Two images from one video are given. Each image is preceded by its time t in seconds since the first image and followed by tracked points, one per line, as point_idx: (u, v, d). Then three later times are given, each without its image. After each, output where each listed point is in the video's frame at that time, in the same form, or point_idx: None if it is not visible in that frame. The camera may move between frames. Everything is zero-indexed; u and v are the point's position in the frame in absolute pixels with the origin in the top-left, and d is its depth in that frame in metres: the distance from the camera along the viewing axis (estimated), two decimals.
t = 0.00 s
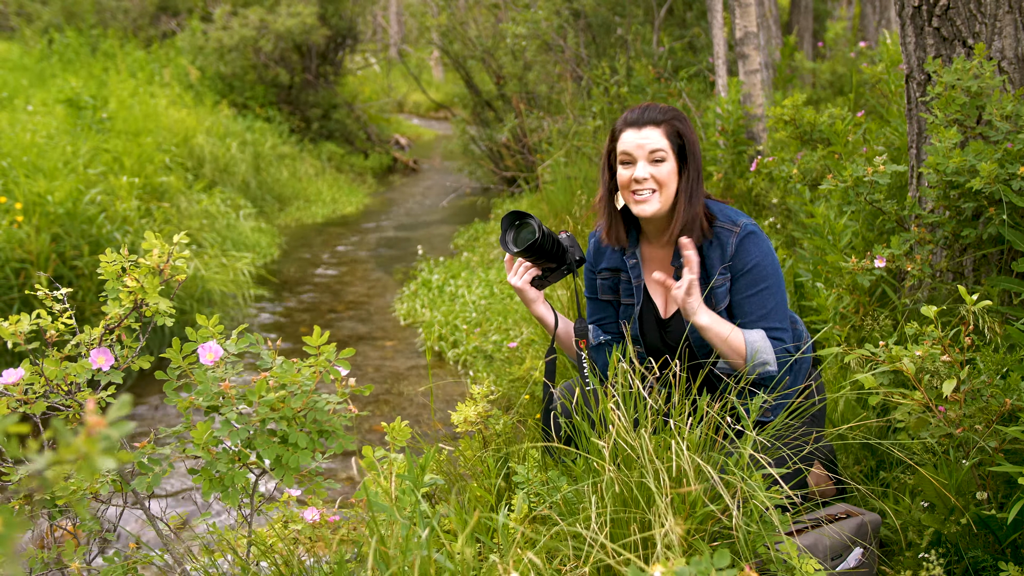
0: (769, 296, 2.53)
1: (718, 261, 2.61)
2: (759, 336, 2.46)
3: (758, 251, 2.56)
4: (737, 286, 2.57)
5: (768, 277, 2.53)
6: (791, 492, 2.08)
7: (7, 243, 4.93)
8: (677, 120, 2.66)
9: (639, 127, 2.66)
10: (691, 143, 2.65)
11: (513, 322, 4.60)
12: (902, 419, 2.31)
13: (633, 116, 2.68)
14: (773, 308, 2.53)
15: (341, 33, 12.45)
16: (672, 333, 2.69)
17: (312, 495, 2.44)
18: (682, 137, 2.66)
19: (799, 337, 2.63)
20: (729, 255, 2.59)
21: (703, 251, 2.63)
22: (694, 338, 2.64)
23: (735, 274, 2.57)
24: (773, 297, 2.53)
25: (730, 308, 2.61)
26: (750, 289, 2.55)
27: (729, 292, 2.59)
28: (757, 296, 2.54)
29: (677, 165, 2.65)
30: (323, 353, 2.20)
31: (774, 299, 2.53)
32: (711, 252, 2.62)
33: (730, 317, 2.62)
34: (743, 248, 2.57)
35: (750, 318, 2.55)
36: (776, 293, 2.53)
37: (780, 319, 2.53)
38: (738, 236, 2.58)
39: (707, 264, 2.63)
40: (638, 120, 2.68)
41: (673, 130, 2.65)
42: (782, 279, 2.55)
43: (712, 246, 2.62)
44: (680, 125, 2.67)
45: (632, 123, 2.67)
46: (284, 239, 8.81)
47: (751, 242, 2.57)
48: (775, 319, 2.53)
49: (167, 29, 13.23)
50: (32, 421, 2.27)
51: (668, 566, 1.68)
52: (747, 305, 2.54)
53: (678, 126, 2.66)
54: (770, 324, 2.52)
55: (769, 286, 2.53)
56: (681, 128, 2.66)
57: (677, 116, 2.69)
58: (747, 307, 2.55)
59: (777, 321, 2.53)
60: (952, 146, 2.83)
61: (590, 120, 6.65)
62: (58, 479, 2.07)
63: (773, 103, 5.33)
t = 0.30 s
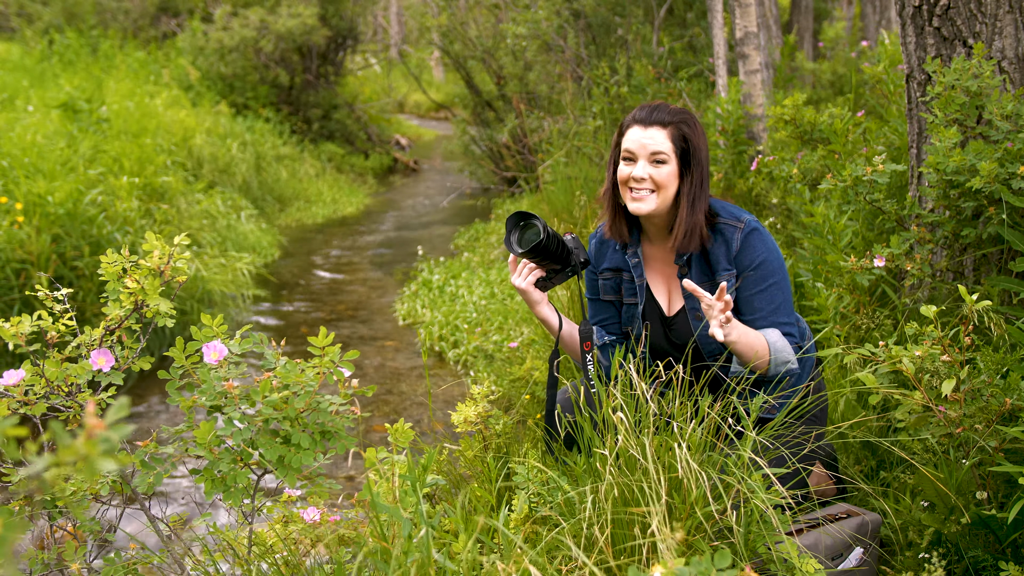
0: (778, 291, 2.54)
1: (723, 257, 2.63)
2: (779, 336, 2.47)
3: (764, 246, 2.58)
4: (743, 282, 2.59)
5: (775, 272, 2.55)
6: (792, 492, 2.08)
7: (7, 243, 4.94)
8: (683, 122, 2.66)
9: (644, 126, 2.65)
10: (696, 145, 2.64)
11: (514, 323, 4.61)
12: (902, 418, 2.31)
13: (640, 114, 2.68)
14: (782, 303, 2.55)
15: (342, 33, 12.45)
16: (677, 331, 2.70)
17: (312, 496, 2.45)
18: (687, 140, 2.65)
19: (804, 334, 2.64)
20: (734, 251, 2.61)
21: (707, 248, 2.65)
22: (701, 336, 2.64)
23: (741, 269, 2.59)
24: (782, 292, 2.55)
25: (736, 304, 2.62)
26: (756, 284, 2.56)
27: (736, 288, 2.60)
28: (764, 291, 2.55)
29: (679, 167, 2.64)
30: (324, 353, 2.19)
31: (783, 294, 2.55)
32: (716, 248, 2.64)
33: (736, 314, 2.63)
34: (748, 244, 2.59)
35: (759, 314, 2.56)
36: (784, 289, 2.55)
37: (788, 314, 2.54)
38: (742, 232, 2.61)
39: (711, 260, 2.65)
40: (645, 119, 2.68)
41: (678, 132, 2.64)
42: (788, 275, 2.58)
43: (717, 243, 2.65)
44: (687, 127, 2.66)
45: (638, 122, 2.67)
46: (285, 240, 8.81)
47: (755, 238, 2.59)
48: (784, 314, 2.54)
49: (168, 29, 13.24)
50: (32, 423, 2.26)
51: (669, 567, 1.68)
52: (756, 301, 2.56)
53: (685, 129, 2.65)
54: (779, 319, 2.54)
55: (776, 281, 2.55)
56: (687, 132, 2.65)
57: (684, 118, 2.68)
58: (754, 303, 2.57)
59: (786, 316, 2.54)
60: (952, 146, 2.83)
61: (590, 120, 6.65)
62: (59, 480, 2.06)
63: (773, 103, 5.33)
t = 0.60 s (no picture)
0: (778, 294, 2.54)
1: (724, 259, 2.64)
2: (777, 341, 2.48)
3: (764, 249, 2.58)
4: (744, 284, 2.59)
5: (776, 275, 2.55)
6: (792, 492, 2.08)
7: (8, 244, 4.94)
8: (686, 124, 2.64)
9: (648, 129, 2.64)
10: (699, 147, 2.64)
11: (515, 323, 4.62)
12: (902, 418, 2.31)
13: (643, 116, 2.67)
14: (782, 306, 2.54)
15: (342, 34, 12.46)
16: (678, 333, 2.70)
17: (312, 497, 2.45)
18: (690, 140, 2.64)
19: (804, 336, 2.64)
20: (735, 253, 2.61)
21: (709, 250, 2.65)
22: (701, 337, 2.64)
23: (742, 272, 2.60)
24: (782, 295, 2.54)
25: (737, 306, 2.62)
26: (758, 287, 2.56)
27: (736, 290, 2.61)
28: (765, 294, 2.55)
29: (683, 169, 2.64)
30: (322, 354, 2.19)
31: (783, 296, 2.55)
32: (717, 250, 2.64)
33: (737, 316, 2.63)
34: (749, 246, 2.59)
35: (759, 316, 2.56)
36: (785, 291, 2.55)
37: (789, 316, 2.54)
38: (743, 234, 2.61)
39: (712, 262, 2.66)
40: (648, 121, 2.66)
41: (681, 134, 2.63)
42: (789, 277, 2.57)
43: (718, 244, 2.65)
44: (690, 129, 2.65)
45: (641, 124, 2.66)
46: (286, 240, 8.82)
47: (756, 240, 2.59)
48: (785, 316, 2.54)
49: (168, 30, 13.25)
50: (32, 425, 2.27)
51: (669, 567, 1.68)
52: (756, 303, 2.56)
53: (688, 129, 2.63)
54: (780, 321, 2.54)
55: (777, 283, 2.55)
56: (690, 132, 2.64)
57: (687, 118, 2.67)
58: (755, 305, 2.57)
59: (786, 318, 2.54)
60: (951, 146, 2.83)
61: (591, 120, 6.66)
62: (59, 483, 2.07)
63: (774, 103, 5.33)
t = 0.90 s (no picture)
0: (779, 294, 2.54)
1: (725, 258, 2.64)
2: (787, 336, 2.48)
3: (766, 248, 2.58)
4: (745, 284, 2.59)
5: (777, 274, 2.55)
6: (791, 493, 2.08)
7: (7, 246, 4.94)
8: (700, 118, 2.68)
9: (664, 118, 2.66)
10: (710, 141, 2.67)
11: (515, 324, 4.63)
12: (901, 419, 2.31)
13: (658, 106, 2.69)
14: (783, 305, 2.54)
15: (342, 36, 12.47)
16: (677, 333, 2.71)
17: (313, 497, 2.44)
18: (702, 136, 2.68)
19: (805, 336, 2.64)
20: (737, 253, 2.61)
21: (710, 248, 2.66)
22: (702, 337, 2.65)
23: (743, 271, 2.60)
24: (783, 295, 2.54)
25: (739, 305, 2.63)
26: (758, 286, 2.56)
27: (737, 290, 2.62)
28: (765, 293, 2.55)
29: (693, 162, 2.66)
30: (322, 353, 2.19)
31: (783, 296, 2.54)
32: (718, 249, 2.65)
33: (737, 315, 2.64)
34: (750, 246, 2.59)
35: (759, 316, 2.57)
36: (785, 291, 2.55)
37: (789, 316, 2.54)
38: (745, 234, 2.61)
39: (713, 261, 2.66)
40: (663, 111, 2.69)
41: (694, 126, 2.66)
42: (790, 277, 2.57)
43: (719, 243, 2.66)
44: (702, 123, 2.69)
45: (657, 113, 2.68)
46: (286, 242, 8.82)
47: (757, 239, 2.59)
48: (785, 316, 2.54)
49: (168, 32, 13.26)
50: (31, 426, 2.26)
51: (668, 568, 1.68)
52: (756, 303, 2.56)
53: (701, 124, 2.68)
54: (780, 321, 2.53)
55: (778, 283, 2.54)
56: (703, 127, 2.68)
57: (699, 114, 2.70)
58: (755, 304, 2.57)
59: (787, 318, 2.54)
60: (950, 147, 2.83)
61: (591, 121, 6.67)
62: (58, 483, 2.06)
63: (774, 104, 5.34)
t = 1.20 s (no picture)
0: (783, 294, 2.55)
1: (731, 259, 2.63)
2: (789, 346, 2.47)
3: (771, 249, 2.59)
4: (750, 284, 2.60)
5: (782, 275, 2.56)
6: (792, 493, 2.08)
7: (8, 247, 4.94)
8: (698, 129, 2.66)
9: (662, 134, 2.65)
10: (710, 152, 2.67)
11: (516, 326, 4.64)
12: (902, 419, 2.31)
13: (656, 120, 2.68)
14: (787, 305, 2.55)
15: (342, 36, 12.47)
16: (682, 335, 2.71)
17: (313, 498, 2.43)
18: (701, 146, 2.66)
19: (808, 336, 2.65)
20: (742, 253, 2.61)
21: (716, 250, 2.66)
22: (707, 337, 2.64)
23: (748, 272, 2.61)
24: (787, 295, 2.55)
25: (743, 306, 2.63)
26: (764, 286, 2.57)
27: (743, 290, 2.62)
28: (771, 294, 2.56)
29: (694, 175, 2.66)
30: (323, 353, 2.19)
31: (788, 296, 2.56)
32: (723, 250, 2.64)
33: (742, 315, 2.64)
34: (756, 246, 2.60)
35: (764, 316, 2.57)
36: (790, 291, 2.56)
37: (793, 316, 2.55)
38: (751, 234, 2.61)
39: (718, 262, 2.66)
40: (661, 126, 2.67)
41: (693, 139, 2.65)
42: (795, 277, 2.58)
43: (725, 244, 2.65)
44: (701, 133, 2.67)
45: (654, 128, 2.66)
46: (286, 243, 8.82)
47: (763, 240, 2.60)
48: (789, 316, 2.55)
49: (168, 33, 13.26)
50: (33, 425, 2.26)
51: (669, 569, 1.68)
52: (761, 303, 2.57)
53: (700, 135, 2.66)
54: (785, 321, 2.55)
55: (782, 283, 2.56)
56: (702, 138, 2.66)
57: (698, 123, 2.69)
58: (760, 304, 2.58)
59: (791, 318, 2.55)
60: (949, 147, 2.83)
61: (591, 122, 6.67)
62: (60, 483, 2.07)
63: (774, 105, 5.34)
